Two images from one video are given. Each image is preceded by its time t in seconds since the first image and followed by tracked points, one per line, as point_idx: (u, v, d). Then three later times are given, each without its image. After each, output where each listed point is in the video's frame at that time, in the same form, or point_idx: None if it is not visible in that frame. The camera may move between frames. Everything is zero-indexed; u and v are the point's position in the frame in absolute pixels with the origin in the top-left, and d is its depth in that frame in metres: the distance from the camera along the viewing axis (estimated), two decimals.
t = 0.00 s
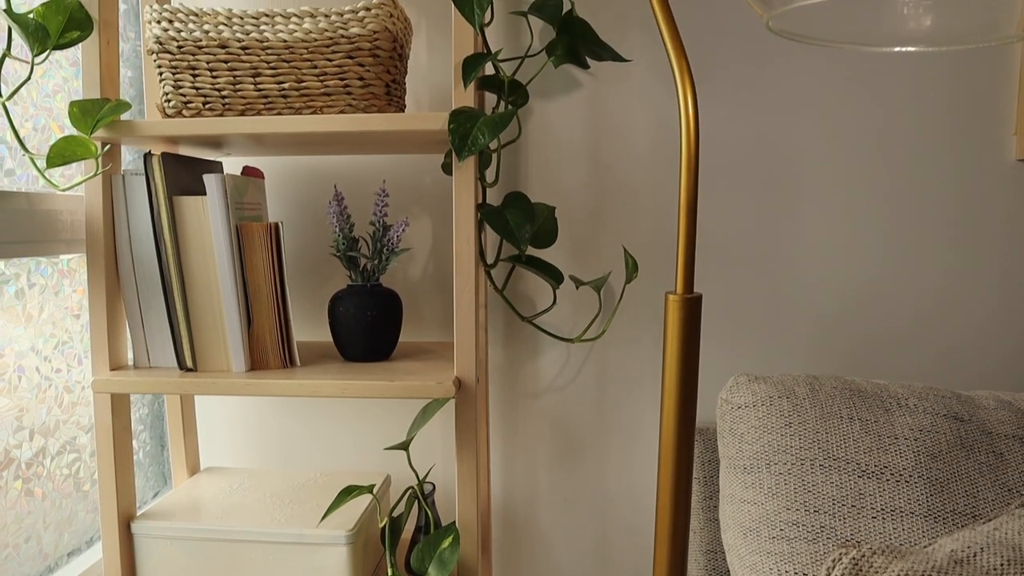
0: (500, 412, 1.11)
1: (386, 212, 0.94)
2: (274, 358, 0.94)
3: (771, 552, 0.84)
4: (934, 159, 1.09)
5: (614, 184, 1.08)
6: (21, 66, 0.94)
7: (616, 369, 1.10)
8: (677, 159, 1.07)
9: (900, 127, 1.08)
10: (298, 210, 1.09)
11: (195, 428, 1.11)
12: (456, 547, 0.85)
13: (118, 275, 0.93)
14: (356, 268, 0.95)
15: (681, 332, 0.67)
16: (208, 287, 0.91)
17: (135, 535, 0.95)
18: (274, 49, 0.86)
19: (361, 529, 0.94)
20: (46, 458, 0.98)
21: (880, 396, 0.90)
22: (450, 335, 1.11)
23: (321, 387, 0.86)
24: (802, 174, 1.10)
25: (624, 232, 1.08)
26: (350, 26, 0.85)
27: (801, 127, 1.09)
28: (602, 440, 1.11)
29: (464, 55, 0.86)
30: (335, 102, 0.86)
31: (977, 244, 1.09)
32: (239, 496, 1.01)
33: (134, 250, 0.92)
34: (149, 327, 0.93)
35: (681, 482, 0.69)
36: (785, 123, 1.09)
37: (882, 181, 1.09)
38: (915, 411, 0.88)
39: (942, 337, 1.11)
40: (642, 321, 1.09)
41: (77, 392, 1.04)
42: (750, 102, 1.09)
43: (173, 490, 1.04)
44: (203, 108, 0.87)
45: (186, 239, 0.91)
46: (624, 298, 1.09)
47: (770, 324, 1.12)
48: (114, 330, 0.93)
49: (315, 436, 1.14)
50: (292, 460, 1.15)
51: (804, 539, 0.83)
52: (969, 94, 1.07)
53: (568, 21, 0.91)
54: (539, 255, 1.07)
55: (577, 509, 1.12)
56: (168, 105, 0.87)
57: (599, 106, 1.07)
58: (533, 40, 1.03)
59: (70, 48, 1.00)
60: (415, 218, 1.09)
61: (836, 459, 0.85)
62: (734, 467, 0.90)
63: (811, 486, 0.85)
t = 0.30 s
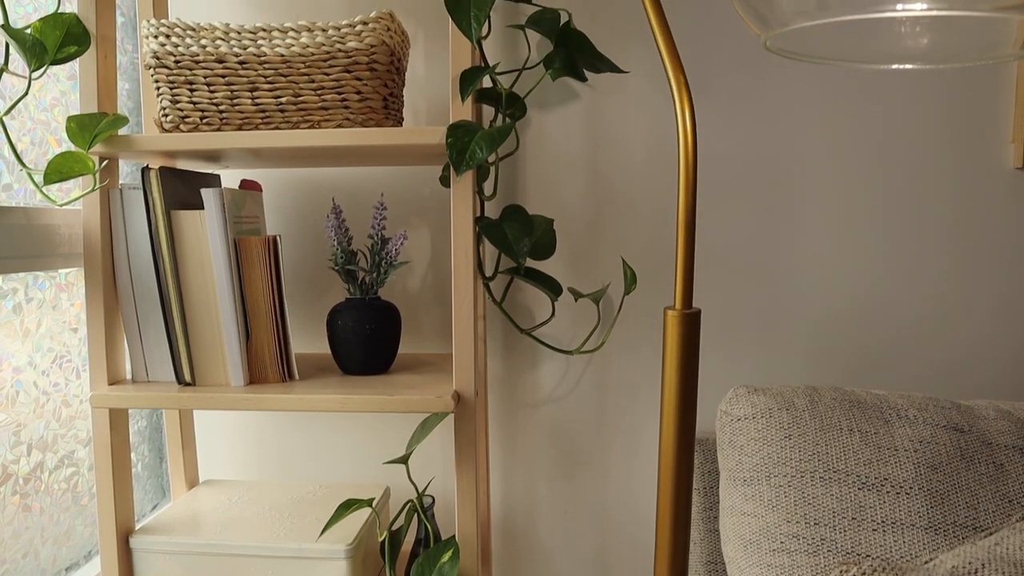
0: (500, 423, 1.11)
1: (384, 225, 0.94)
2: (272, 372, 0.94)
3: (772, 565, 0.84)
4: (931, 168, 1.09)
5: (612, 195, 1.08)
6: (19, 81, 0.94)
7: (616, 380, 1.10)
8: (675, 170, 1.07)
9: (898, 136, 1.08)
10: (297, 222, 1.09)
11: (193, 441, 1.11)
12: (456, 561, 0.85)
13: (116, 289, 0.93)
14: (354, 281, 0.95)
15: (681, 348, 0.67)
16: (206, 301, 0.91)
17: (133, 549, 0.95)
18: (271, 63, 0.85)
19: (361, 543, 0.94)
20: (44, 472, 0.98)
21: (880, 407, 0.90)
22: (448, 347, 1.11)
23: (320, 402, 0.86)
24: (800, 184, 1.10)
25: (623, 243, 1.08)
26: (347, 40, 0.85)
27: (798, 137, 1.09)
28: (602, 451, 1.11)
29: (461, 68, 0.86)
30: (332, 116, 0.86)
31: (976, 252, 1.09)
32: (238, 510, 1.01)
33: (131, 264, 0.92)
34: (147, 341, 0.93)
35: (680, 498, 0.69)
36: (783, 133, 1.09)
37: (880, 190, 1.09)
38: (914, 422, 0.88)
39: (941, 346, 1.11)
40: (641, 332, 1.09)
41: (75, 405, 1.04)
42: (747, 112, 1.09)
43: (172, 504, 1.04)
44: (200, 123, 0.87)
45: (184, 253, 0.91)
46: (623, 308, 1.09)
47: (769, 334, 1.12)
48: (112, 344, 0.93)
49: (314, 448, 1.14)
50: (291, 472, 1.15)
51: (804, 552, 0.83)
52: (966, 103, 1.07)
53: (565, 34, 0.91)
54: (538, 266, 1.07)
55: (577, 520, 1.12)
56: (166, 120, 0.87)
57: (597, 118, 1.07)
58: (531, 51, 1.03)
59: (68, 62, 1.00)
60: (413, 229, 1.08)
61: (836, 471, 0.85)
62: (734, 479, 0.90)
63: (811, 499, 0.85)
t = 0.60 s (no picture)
0: (498, 434, 1.11)
1: (382, 237, 0.94)
2: (270, 385, 0.93)
3: None
4: (929, 179, 1.09)
5: (611, 206, 1.08)
6: (17, 94, 0.95)
7: (614, 390, 1.10)
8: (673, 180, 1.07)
9: (896, 147, 1.08)
10: (295, 234, 1.09)
11: (191, 451, 1.11)
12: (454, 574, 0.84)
13: (113, 301, 0.93)
14: (353, 294, 0.94)
15: (679, 365, 0.66)
16: (203, 314, 0.91)
17: (130, 562, 0.94)
18: (269, 76, 0.86)
19: (359, 555, 0.94)
20: (42, 485, 0.97)
21: (878, 419, 0.90)
22: (447, 357, 1.11)
23: (318, 415, 0.86)
24: (797, 195, 1.10)
25: (621, 253, 1.08)
26: (345, 53, 0.85)
27: (796, 148, 1.09)
28: (601, 461, 1.11)
29: (459, 81, 0.86)
30: (330, 129, 0.86)
31: (974, 263, 1.09)
32: (236, 522, 1.01)
33: (129, 276, 0.92)
34: (144, 354, 0.93)
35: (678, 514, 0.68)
36: (781, 144, 1.09)
37: (878, 200, 1.09)
38: (913, 434, 0.88)
39: (940, 356, 1.11)
40: (640, 343, 1.09)
41: (73, 417, 1.03)
42: (745, 123, 1.09)
43: (170, 516, 1.04)
44: (198, 135, 0.87)
45: (181, 265, 0.90)
46: (621, 319, 1.09)
47: (768, 344, 1.12)
48: (109, 357, 0.93)
49: (312, 459, 1.14)
50: (289, 483, 1.15)
51: (803, 566, 0.83)
52: (964, 114, 1.07)
53: (564, 46, 0.91)
54: (536, 277, 1.07)
55: (576, 530, 1.12)
56: (164, 133, 0.87)
57: (595, 129, 1.07)
58: (529, 63, 1.03)
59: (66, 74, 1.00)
60: (412, 240, 1.08)
61: (835, 485, 0.85)
62: (732, 492, 0.90)
63: (809, 512, 0.85)
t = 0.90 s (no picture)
0: (499, 445, 1.11)
1: (383, 249, 0.94)
2: (270, 396, 0.93)
3: None
4: (930, 190, 1.09)
5: (611, 217, 1.08)
6: (18, 105, 0.95)
7: (614, 401, 1.10)
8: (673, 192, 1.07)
9: (897, 158, 1.08)
10: (295, 245, 1.09)
11: (191, 462, 1.11)
12: None
13: (113, 313, 0.93)
14: (353, 305, 0.94)
15: (679, 381, 0.66)
16: (204, 326, 0.91)
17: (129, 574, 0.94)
18: (270, 89, 0.86)
19: (359, 567, 0.93)
20: (41, 496, 0.97)
21: (879, 432, 0.90)
22: (447, 368, 1.11)
23: (318, 427, 0.86)
24: (798, 205, 1.10)
25: (621, 264, 1.08)
26: (346, 66, 0.85)
27: (797, 159, 1.09)
28: (601, 472, 1.11)
29: (460, 93, 0.86)
30: (331, 141, 0.86)
31: (975, 274, 1.09)
32: (235, 533, 1.00)
33: (129, 288, 0.92)
34: (144, 366, 0.93)
35: (678, 532, 0.68)
36: (782, 155, 1.09)
37: (879, 212, 1.09)
38: (914, 447, 0.88)
39: (941, 367, 1.11)
40: (640, 354, 1.09)
41: (72, 428, 1.03)
42: (746, 134, 1.09)
43: (169, 526, 1.03)
44: (198, 148, 0.87)
45: (182, 277, 0.90)
46: (622, 330, 1.09)
47: (768, 354, 1.12)
48: (109, 369, 0.92)
49: (312, 469, 1.13)
50: (288, 494, 1.14)
51: None
52: (965, 126, 1.07)
53: (565, 58, 0.91)
54: (537, 288, 1.07)
55: (576, 541, 1.12)
56: (164, 145, 0.87)
57: (595, 140, 1.07)
58: (530, 75, 1.03)
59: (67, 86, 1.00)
60: (412, 251, 1.08)
61: (836, 498, 0.85)
62: (732, 505, 0.90)
63: (810, 525, 0.84)
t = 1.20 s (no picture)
0: (501, 458, 1.11)
1: (385, 264, 0.94)
2: (272, 411, 0.93)
3: None
4: (932, 203, 1.08)
5: (613, 231, 1.08)
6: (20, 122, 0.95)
7: (617, 414, 1.10)
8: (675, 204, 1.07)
9: (898, 171, 1.08)
10: (297, 259, 1.09)
11: (192, 475, 1.10)
12: None
13: (116, 328, 0.93)
14: (355, 320, 0.94)
15: (681, 400, 0.65)
16: (205, 341, 0.91)
17: None
18: (271, 106, 0.86)
19: None
20: (44, 510, 0.97)
21: (882, 447, 0.90)
22: (449, 381, 1.11)
23: (320, 444, 0.86)
24: (800, 218, 1.10)
25: (623, 277, 1.08)
26: (348, 82, 0.85)
27: (799, 172, 1.09)
28: (604, 485, 1.11)
29: (462, 109, 0.86)
30: (333, 158, 0.86)
31: (977, 286, 1.09)
32: (237, 547, 1.00)
33: (131, 303, 0.92)
34: (147, 382, 0.93)
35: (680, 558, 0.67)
36: (784, 168, 1.09)
37: (881, 224, 1.09)
38: (917, 462, 0.88)
39: (944, 380, 1.11)
40: (642, 368, 1.09)
41: (74, 443, 1.03)
42: (748, 147, 1.09)
43: (171, 541, 1.03)
44: (200, 164, 0.87)
45: (184, 293, 0.90)
46: (623, 342, 1.09)
47: (771, 367, 1.12)
48: (111, 384, 0.92)
49: (314, 482, 1.13)
50: (290, 507, 1.14)
51: None
52: (967, 139, 1.07)
53: (566, 73, 0.92)
54: (539, 301, 1.07)
55: (578, 554, 1.12)
56: (166, 161, 0.87)
57: (597, 153, 1.07)
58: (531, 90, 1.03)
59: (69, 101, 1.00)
60: (414, 265, 1.08)
61: (839, 514, 0.85)
62: (735, 520, 0.90)
63: (813, 542, 0.84)
